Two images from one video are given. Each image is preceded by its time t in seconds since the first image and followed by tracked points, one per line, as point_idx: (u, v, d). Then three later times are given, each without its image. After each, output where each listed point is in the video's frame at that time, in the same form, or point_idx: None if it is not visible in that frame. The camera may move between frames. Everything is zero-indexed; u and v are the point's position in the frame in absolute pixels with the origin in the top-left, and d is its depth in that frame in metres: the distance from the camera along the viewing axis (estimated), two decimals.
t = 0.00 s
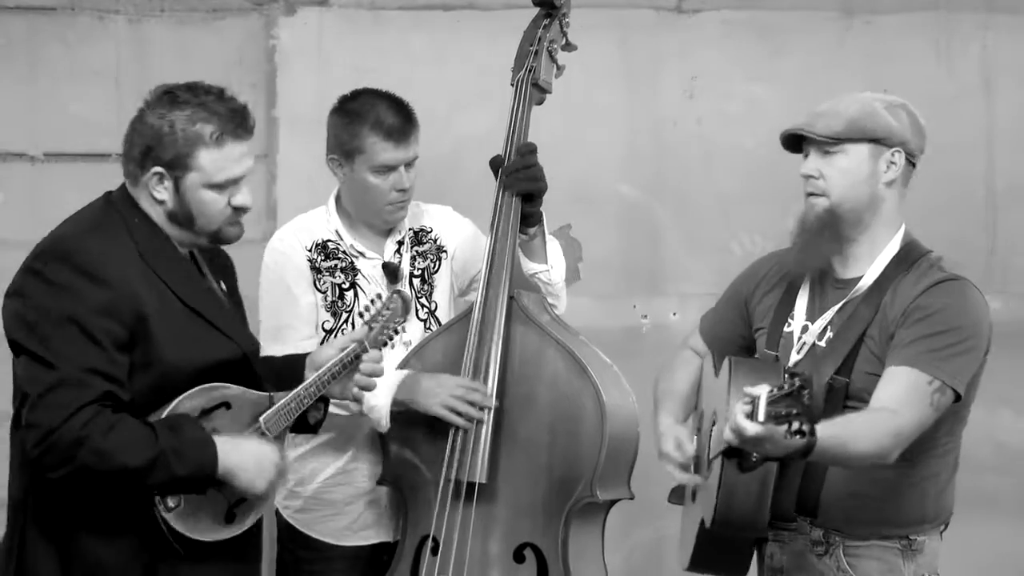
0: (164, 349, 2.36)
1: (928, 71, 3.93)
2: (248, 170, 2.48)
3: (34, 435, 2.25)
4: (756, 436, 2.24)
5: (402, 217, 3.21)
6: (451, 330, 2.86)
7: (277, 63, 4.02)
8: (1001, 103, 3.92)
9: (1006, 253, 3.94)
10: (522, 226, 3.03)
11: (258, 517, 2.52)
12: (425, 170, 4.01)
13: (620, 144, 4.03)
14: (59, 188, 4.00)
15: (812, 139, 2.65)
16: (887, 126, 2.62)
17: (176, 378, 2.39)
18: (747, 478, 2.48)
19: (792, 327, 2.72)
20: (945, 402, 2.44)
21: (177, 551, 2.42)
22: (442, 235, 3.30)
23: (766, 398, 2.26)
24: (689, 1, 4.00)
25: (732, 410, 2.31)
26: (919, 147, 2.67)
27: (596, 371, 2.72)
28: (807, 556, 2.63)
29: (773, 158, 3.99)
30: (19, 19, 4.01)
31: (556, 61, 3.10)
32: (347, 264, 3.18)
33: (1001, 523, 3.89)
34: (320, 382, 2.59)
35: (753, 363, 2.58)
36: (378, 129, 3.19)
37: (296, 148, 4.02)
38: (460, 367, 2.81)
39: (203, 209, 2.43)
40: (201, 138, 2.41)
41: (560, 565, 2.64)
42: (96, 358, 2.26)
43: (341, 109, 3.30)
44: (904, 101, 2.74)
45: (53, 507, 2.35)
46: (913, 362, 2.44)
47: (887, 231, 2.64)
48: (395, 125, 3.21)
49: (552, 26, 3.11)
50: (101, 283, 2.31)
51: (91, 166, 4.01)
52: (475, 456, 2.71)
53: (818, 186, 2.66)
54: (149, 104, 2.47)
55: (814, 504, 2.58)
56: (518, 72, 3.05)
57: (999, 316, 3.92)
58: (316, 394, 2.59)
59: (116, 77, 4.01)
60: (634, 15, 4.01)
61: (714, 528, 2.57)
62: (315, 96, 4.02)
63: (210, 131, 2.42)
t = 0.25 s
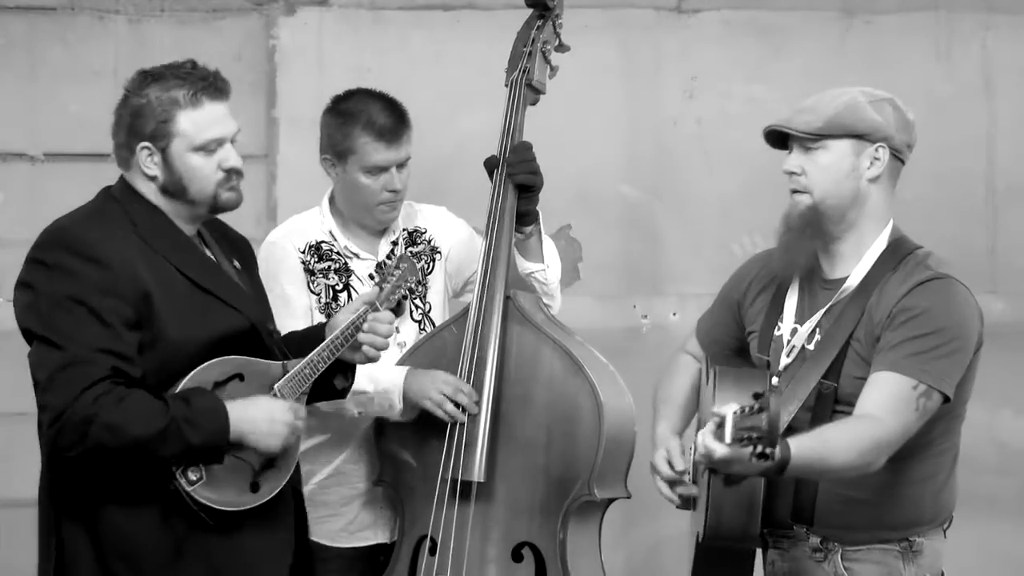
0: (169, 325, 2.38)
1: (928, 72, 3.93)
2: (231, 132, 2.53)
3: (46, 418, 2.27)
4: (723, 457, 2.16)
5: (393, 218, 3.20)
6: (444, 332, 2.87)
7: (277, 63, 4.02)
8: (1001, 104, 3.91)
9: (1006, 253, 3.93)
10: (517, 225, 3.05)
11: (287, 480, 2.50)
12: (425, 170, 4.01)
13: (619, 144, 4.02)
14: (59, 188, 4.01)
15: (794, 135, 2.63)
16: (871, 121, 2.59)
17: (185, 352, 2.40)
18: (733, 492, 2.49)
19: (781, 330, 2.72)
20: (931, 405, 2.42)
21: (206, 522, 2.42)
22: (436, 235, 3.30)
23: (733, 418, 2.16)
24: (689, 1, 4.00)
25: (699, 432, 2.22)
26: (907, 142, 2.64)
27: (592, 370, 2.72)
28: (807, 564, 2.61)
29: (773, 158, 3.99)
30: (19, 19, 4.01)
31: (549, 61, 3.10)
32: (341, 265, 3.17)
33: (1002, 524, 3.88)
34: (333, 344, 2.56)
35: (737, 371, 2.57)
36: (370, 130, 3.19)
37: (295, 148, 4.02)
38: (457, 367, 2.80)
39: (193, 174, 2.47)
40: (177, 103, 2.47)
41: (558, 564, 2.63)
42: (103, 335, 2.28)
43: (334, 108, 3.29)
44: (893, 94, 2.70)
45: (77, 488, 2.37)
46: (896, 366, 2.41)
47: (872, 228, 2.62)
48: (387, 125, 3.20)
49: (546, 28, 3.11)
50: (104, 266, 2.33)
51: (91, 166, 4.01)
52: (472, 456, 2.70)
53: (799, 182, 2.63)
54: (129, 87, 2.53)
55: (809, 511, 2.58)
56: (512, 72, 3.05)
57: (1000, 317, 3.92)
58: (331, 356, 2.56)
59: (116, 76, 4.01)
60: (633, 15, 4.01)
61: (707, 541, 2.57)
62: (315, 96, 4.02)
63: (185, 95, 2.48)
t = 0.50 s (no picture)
0: (201, 331, 2.39)
1: (928, 72, 3.93)
2: (260, 131, 2.53)
3: (79, 422, 2.30)
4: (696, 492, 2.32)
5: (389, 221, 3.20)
6: (441, 334, 2.87)
7: (276, 63, 4.02)
8: (1001, 104, 3.91)
9: (1006, 253, 3.93)
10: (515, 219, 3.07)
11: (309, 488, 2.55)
12: (425, 170, 4.01)
13: (619, 144, 4.02)
14: (59, 187, 4.01)
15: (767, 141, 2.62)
16: (845, 124, 2.57)
17: (217, 358, 2.41)
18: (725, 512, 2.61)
19: (774, 338, 2.72)
20: (921, 418, 2.42)
21: (234, 530, 2.45)
22: (435, 236, 3.30)
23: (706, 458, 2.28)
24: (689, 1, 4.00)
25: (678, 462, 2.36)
26: (886, 142, 2.61)
27: (591, 370, 2.72)
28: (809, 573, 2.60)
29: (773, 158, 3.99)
30: (19, 19, 4.01)
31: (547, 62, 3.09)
32: (340, 270, 3.17)
33: (1002, 524, 3.88)
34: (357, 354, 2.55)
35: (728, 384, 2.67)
36: (363, 133, 3.17)
37: (295, 148, 4.02)
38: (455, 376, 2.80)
39: (221, 172, 2.47)
40: (205, 101, 2.49)
41: (558, 564, 2.63)
42: (137, 342, 2.30)
43: (331, 109, 3.28)
44: (874, 94, 2.67)
45: (105, 489, 2.38)
46: (882, 379, 2.42)
47: (854, 233, 2.60)
48: (380, 129, 3.18)
49: (543, 28, 3.11)
50: (138, 269, 2.35)
51: (90, 166, 4.01)
52: (472, 458, 2.69)
53: (775, 188, 2.62)
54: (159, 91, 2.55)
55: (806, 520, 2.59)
56: (509, 73, 3.04)
57: (1000, 317, 3.92)
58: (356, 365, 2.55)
59: (116, 77, 4.01)
60: (633, 15, 4.01)
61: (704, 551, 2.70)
62: (315, 96, 4.02)
63: (213, 93, 2.50)
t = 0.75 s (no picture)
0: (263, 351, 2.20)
1: (928, 71, 3.93)
2: (306, 135, 2.31)
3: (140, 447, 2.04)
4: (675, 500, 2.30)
5: (390, 223, 3.18)
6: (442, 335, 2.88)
7: (277, 63, 4.02)
8: (1001, 104, 3.91)
9: (1006, 253, 3.93)
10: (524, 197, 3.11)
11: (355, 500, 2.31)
12: (425, 170, 4.01)
13: (619, 144, 4.02)
14: (59, 188, 4.00)
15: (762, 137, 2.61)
16: (841, 123, 2.56)
17: (273, 380, 2.22)
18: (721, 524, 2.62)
19: (769, 338, 2.72)
20: (911, 422, 2.39)
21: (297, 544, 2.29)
22: (439, 234, 3.31)
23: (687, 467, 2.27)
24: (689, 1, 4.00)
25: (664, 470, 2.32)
26: (882, 143, 2.60)
27: (594, 370, 2.72)
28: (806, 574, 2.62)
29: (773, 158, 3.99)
30: (19, 19, 4.01)
31: (549, 61, 3.10)
32: (342, 274, 3.18)
33: (1002, 524, 3.88)
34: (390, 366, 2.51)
35: (722, 384, 2.74)
36: (362, 135, 3.13)
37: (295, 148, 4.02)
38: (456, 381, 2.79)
39: (273, 185, 2.26)
40: (248, 112, 2.25)
41: (561, 564, 2.63)
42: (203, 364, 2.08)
43: (332, 111, 3.25)
44: (873, 94, 2.65)
45: (150, 513, 2.17)
46: (870, 385, 2.39)
47: (850, 233, 2.59)
48: (380, 131, 3.13)
49: (545, 27, 3.11)
50: (204, 286, 2.12)
51: (90, 166, 4.01)
52: (474, 458, 2.68)
53: (770, 184, 2.61)
54: (194, 102, 2.30)
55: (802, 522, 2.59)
56: (511, 72, 3.04)
57: (1000, 317, 3.92)
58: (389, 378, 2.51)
59: (116, 77, 4.01)
60: (633, 15, 4.01)
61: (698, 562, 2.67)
62: (315, 96, 4.03)
63: (254, 103, 2.26)
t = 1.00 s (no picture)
0: (306, 359, 2.31)
1: (928, 71, 3.93)
2: (338, 135, 2.37)
3: (218, 464, 2.12)
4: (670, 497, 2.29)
5: (389, 225, 3.19)
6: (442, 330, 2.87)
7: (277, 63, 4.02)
8: (1001, 104, 3.91)
9: (1006, 253, 3.93)
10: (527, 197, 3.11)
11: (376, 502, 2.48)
12: (426, 170, 4.01)
13: (619, 144, 4.02)
14: (59, 188, 4.00)
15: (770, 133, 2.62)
16: (849, 125, 2.58)
17: (315, 386, 2.33)
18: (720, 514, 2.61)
19: (768, 334, 2.71)
20: (909, 419, 2.39)
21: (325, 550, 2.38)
22: (440, 232, 3.32)
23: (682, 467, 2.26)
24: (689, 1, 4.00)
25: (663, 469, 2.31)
26: (887, 150, 2.62)
27: (595, 370, 2.73)
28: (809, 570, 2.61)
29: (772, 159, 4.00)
30: (19, 19, 4.00)
31: (552, 61, 3.09)
32: (343, 274, 3.17)
33: (1002, 524, 3.88)
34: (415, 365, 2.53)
35: (717, 382, 2.71)
36: (362, 136, 3.11)
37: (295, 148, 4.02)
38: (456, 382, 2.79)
39: (305, 186, 2.32)
40: (279, 113, 2.31)
41: (562, 565, 2.64)
42: (266, 378, 2.18)
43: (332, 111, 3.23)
44: (878, 100, 2.68)
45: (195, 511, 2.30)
46: (870, 382, 2.39)
47: (851, 233, 2.60)
48: (380, 132, 3.12)
49: (548, 26, 3.11)
50: (259, 300, 2.21)
51: (90, 166, 4.01)
52: (476, 455, 2.68)
53: (775, 182, 2.63)
54: (223, 104, 2.36)
55: (805, 517, 2.58)
56: (515, 71, 3.04)
57: (1000, 317, 3.92)
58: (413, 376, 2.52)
59: (116, 77, 4.00)
60: (633, 15, 4.01)
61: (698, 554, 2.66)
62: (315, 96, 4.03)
63: (285, 104, 2.32)
